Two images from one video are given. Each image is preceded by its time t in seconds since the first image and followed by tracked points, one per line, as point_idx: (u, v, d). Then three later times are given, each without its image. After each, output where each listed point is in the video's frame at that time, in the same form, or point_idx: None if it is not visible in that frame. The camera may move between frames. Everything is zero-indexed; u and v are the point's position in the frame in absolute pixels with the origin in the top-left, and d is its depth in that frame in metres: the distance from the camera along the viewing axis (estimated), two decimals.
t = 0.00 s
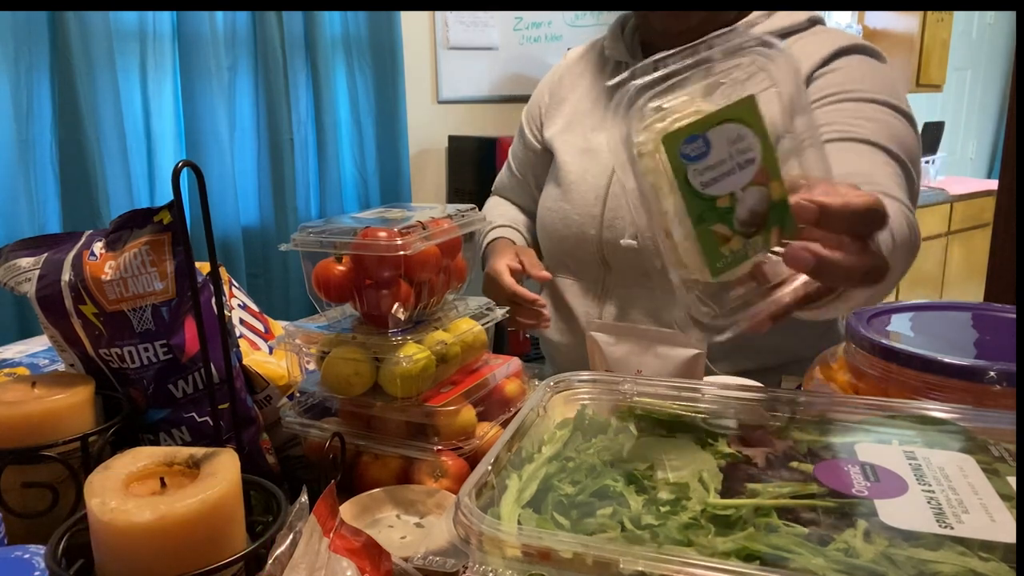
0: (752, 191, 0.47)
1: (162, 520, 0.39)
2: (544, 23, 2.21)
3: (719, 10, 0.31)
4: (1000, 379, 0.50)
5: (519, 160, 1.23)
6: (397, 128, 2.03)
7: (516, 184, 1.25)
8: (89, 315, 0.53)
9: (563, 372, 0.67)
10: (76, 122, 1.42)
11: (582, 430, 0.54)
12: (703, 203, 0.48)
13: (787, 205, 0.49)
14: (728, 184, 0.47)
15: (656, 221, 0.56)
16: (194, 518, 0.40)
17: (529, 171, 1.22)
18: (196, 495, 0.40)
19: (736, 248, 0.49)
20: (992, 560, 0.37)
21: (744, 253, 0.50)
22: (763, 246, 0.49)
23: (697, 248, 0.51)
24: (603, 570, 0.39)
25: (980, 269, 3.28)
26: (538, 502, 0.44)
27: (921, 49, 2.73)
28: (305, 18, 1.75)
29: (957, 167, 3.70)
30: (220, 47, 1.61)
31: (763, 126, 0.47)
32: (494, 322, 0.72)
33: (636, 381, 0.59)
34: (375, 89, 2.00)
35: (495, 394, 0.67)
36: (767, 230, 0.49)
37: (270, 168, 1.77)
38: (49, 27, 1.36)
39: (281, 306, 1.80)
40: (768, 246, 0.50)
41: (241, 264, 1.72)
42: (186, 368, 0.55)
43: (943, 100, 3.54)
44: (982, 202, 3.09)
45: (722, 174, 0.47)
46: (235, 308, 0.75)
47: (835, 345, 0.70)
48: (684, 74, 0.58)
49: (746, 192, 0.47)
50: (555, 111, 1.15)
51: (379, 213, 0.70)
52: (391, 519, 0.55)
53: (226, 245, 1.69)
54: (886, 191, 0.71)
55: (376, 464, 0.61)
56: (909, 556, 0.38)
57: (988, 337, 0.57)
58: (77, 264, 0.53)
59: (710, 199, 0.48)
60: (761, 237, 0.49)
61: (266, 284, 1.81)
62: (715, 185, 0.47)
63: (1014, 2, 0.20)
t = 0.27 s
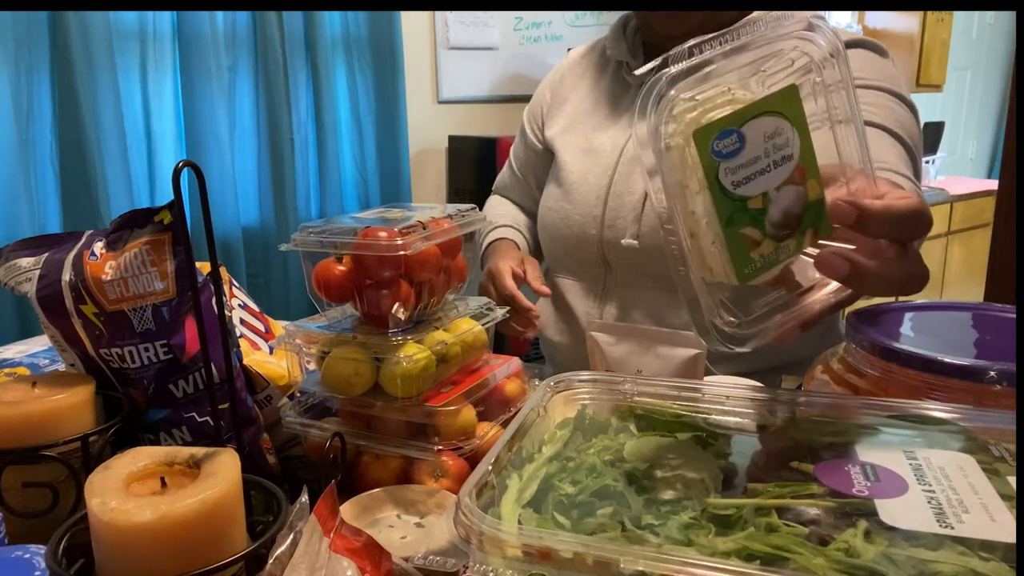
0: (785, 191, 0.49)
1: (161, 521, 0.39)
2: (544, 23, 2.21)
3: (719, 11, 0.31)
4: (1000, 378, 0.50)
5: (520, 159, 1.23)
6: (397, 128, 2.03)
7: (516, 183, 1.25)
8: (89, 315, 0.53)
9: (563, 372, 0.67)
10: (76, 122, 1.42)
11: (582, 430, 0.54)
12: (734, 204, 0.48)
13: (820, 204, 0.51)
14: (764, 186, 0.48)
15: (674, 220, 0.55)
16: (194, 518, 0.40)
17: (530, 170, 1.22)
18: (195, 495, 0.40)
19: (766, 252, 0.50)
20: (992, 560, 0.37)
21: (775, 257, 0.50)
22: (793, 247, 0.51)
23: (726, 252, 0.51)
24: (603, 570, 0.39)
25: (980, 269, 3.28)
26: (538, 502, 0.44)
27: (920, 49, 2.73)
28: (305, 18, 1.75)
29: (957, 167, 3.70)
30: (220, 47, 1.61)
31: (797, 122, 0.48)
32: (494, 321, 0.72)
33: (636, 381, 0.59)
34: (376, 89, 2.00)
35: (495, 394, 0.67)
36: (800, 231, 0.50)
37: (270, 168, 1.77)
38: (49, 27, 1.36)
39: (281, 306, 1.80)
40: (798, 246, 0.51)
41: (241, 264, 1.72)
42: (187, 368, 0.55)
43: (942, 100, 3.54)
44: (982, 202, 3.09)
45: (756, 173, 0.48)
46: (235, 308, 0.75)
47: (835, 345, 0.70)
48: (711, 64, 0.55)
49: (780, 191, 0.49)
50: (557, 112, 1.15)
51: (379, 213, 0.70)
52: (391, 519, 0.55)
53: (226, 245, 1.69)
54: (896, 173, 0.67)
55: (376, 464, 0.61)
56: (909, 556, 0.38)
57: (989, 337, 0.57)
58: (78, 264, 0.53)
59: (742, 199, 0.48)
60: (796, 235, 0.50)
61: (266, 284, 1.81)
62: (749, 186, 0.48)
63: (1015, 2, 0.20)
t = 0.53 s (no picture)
0: (727, 184, 0.50)
1: (160, 521, 0.39)
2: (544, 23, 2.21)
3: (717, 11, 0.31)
4: (1000, 378, 0.50)
5: (522, 156, 1.23)
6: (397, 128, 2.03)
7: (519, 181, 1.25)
8: (89, 315, 0.53)
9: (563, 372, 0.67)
10: (76, 122, 1.42)
11: (582, 430, 0.54)
12: (665, 183, 0.51)
13: (766, 207, 0.52)
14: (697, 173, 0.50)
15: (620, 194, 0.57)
16: (194, 519, 0.40)
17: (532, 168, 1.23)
18: (195, 495, 0.40)
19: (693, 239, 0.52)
20: (992, 560, 0.37)
21: (699, 246, 0.53)
22: (726, 241, 0.52)
23: (653, 228, 0.53)
24: (603, 570, 0.39)
25: (980, 269, 3.28)
26: (538, 502, 0.44)
27: (920, 50, 2.73)
28: (305, 18, 1.75)
29: (956, 167, 3.70)
30: (220, 47, 1.61)
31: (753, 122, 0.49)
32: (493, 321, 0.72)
33: (636, 381, 0.59)
34: (376, 89, 2.00)
35: (495, 394, 0.67)
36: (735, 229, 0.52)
37: (270, 168, 1.77)
38: (49, 27, 1.36)
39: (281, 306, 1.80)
40: (731, 242, 0.53)
41: (241, 263, 1.72)
42: (187, 368, 0.55)
43: (942, 100, 3.54)
44: (982, 202, 3.09)
45: (692, 159, 0.50)
46: (235, 308, 0.75)
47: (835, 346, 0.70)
48: (681, 46, 0.57)
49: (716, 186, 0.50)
50: (558, 111, 1.15)
51: (379, 213, 0.70)
52: (391, 519, 0.55)
53: (226, 245, 1.69)
54: (895, 177, 0.67)
55: (376, 464, 0.61)
56: (909, 556, 0.38)
57: (989, 337, 0.57)
58: (78, 264, 0.53)
59: (673, 182, 0.51)
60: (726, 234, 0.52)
61: (265, 284, 1.81)
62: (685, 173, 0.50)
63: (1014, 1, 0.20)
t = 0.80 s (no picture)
0: (732, 150, 0.51)
1: (160, 521, 0.39)
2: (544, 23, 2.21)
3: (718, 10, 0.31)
4: (1000, 378, 0.50)
5: (523, 153, 1.23)
6: (398, 129, 2.03)
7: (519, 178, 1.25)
8: (89, 314, 0.53)
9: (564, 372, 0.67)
10: (77, 122, 1.42)
11: (582, 430, 0.54)
12: (670, 143, 0.51)
13: (770, 176, 0.52)
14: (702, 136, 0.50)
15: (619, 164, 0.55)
16: (194, 518, 0.40)
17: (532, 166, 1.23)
18: (194, 495, 0.40)
19: (696, 201, 0.52)
20: (991, 560, 0.37)
21: (701, 209, 0.53)
22: (728, 208, 0.52)
23: (656, 189, 0.53)
24: (602, 570, 0.39)
25: (979, 269, 3.28)
26: (538, 502, 0.44)
27: (920, 50, 2.73)
28: (305, 18, 1.75)
29: (956, 167, 3.71)
30: (220, 47, 1.61)
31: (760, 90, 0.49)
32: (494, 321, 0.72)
33: (636, 381, 0.59)
34: (376, 90, 2.00)
35: (495, 394, 0.67)
36: (739, 194, 0.52)
37: (270, 168, 1.77)
38: (49, 27, 1.36)
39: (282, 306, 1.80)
40: (733, 209, 0.53)
41: (241, 263, 1.72)
42: (187, 368, 0.55)
43: (942, 100, 3.54)
44: (981, 203, 3.09)
45: (699, 121, 0.50)
46: (235, 308, 0.75)
47: (834, 346, 0.70)
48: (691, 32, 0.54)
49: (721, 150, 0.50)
50: (558, 109, 1.15)
51: (379, 213, 0.70)
52: (391, 519, 0.55)
53: (226, 245, 1.69)
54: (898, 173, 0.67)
55: (376, 464, 0.61)
56: (909, 555, 0.38)
57: (988, 337, 0.57)
58: (78, 264, 0.53)
59: (679, 143, 0.51)
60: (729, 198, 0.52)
61: (265, 284, 1.81)
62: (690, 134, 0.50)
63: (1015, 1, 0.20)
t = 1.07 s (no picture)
0: (730, 156, 0.50)
1: (160, 521, 0.39)
2: (544, 23, 2.21)
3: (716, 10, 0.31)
4: (1000, 378, 0.50)
5: (523, 151, 1.23)
6: (398, 129, 2.03)
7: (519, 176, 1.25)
8: (89, 315, 0.53)
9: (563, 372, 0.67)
10: (77, 122, 1.42)
11: (582, 430, 0.54)
12: (669, 146, 0.50)
13: (767, 183, 0.51)
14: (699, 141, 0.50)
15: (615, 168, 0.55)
16: (193, 518, 0.40)
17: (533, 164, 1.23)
18: (194, 495, 0.40)
19: (692, 204, 0.52)
20: (992, 560, 0.37)
21: (697, 212, 0.52)
22: (724, 213, 0.52)
23: (652, 189, 0.52)
24: (602, 570, 0.39)
25: (979, 269, 3.28)
26: (538, 502, 0.44)
27: (920, 50, 2.73)
28: (305, 18, 1.75)
29: (956, 167, 3.71)
30: (220, 47, 1.61)
31: (759, 98, 0.49)
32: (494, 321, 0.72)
33: (636, 381, 0.59)
34: (376, 90, 2.00)
35: (495, 394, 0.67)
36: (736, 200, 0.51)
37: (270, 168, 1.77)
38: (49, 27, 1.36)
39: (282, 306, 1.80)
40: (730, 214, 0.52)
41: (240, 264, 1.72)
42: (187, 368, 0.55)
43: (942, 100, 3.54)
44: (981, 203, 3.09)
45: (698, 126, 0.49)
46: (235, 308, 0.75)
47: (834, 346, 0.69)
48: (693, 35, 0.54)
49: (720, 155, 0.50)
50: (559, 108, 1.15)
51: (379, 213, 0.70)
52: (391, 519, 0.55)
53: (226, 245, 1.69)
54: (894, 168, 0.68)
55: (376, 464, 0.61)
56: (909, 556, 0.38)
57: (988, 337, 0.57)
58: (78, 264, 0.53)
59: (677, 146, 0.50)
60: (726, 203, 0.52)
61: (265, 284, 1.81)
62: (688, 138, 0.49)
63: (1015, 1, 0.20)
